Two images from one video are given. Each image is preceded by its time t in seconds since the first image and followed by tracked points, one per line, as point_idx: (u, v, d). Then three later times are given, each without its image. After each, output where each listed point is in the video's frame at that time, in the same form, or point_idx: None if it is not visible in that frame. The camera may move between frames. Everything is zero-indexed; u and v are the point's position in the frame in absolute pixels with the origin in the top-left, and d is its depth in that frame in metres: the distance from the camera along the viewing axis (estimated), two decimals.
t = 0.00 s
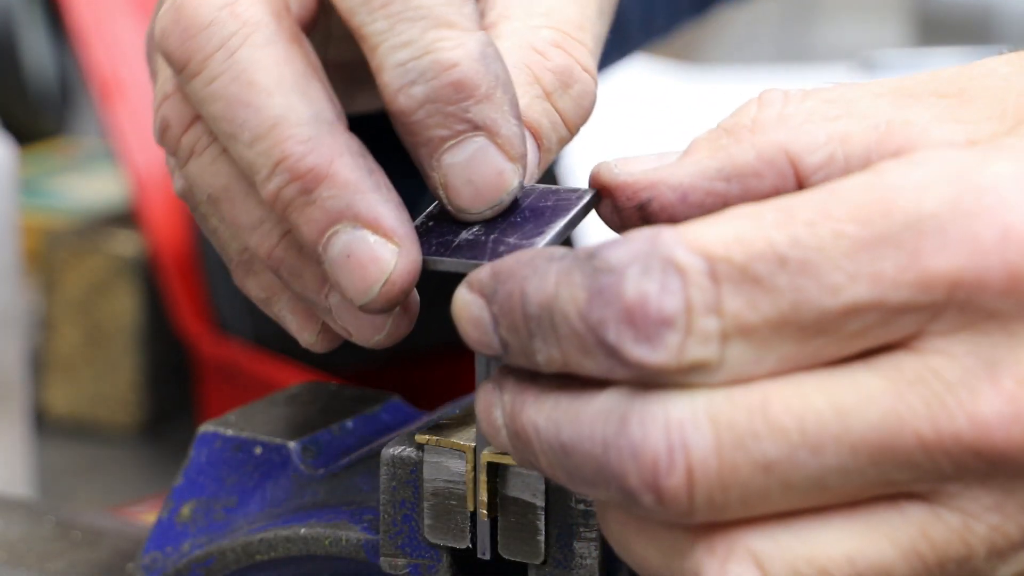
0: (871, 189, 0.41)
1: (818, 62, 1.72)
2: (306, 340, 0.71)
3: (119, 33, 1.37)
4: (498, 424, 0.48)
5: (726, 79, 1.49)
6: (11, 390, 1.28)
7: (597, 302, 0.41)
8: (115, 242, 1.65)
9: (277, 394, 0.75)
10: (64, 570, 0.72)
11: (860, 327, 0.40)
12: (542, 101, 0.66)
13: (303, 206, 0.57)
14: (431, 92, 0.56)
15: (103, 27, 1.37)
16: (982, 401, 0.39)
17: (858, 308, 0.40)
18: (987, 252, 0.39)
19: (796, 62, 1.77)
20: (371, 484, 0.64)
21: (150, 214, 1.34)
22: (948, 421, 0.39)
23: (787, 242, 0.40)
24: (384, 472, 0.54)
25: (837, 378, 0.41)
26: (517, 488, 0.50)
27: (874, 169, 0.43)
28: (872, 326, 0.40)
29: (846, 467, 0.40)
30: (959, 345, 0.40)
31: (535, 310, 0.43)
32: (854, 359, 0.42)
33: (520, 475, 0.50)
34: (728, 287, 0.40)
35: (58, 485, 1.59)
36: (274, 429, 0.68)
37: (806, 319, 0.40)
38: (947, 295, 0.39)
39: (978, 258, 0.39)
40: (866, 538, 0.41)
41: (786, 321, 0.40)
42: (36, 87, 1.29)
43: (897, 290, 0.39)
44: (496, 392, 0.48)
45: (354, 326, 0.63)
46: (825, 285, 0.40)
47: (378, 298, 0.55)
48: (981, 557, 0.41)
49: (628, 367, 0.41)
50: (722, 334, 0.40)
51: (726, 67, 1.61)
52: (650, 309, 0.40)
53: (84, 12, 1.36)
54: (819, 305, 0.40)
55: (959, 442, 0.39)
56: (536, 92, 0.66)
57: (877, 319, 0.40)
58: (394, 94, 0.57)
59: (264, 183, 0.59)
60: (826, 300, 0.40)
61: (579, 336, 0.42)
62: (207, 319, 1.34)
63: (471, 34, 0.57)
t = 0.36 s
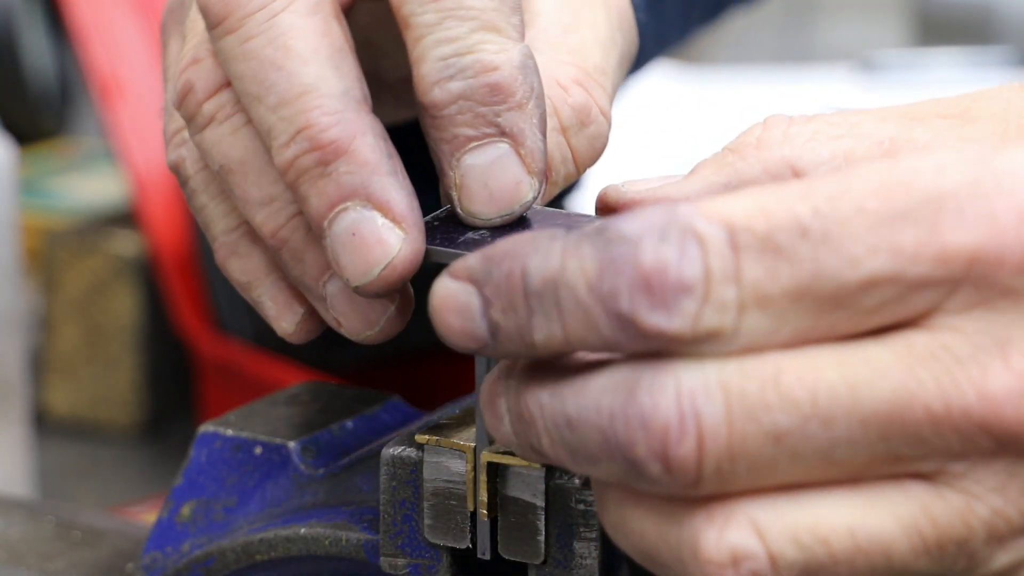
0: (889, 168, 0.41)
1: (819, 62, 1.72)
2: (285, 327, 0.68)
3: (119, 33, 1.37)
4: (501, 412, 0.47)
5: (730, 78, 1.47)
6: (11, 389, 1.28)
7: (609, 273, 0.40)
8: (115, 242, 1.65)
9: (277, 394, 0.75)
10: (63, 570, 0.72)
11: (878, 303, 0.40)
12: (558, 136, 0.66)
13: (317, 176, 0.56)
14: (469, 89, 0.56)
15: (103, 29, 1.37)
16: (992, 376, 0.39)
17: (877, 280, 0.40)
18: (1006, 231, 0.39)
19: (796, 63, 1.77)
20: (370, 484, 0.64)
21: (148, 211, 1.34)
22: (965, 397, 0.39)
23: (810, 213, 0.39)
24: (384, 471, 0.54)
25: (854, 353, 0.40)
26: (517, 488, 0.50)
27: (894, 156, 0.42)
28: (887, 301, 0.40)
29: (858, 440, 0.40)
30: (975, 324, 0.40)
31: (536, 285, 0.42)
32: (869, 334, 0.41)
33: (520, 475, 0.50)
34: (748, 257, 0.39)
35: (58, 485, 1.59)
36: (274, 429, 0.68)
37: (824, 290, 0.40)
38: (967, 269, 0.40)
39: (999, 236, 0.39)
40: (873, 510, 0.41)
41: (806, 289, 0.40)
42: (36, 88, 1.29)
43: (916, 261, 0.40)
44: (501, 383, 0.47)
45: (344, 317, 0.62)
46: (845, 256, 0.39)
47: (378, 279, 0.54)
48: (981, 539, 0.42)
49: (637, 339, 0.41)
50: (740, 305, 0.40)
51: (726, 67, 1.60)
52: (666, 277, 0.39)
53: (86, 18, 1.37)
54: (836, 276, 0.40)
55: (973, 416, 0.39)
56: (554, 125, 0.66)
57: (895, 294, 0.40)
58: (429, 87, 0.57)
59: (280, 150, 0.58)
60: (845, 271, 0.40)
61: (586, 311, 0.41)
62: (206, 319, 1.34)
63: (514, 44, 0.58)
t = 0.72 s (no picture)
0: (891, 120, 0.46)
1: (821, 61, 1.72)
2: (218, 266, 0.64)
3: (118, 34, 1.37)
4: (508, 389, 0.49)
5: (741, 80, 1.46)
6: (10, 388, 1.27)
7: (624, 223, 0.44)
8: (115, 241, 1.66)
9: (277, 394, 0.75)
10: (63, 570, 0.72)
11: (892, 238, 0.45)
12: (582, 101, 0.67)
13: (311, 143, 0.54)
14: (464, 100, 0.55)
15: (102, 28, 1.37)
16: (998, 305, 0.44)
17: (887, 217, 0.44)
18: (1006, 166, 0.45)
19: (798, 63, 1.77)
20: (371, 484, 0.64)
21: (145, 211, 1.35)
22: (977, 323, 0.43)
23: (821, 155, 0.45)
24: (384, 472, 0.54)
25: (865, 287, 0.45)
26: (517, 488, 0.50)
27: (897, 108, 0.48)
28: (895, 239, 0.45)
29: (868, 370, 0.44)
30: (982, 258, 0.45)
31: (550, 244, 0.46)
32: (878, 275, 0.46)
33: (521, 475, 0.50)
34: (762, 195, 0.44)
35: (58, 485, 1.59)
36: (274, 429, 0.68)
37: (838, 226, 0.44)
38: (976, 203, 0.45)
39: (1002, 170, 0.45)
40: (879, 446, 0.44)
41: (819, 226, 0.44)
42: (36, 86, 1.29)
43: (924, 197, 0.44)
44: (509, 367, 0.49)
45: (302, 253, 0.58)
46: (858, 193, 0.44)
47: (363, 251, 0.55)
48: (982, 480, 0.45)
49: (654, 285, 0.45)
50: (755, 241, 0.44)
51: (732, 67, 1.60)
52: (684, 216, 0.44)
53: (84, 13, 1.36)
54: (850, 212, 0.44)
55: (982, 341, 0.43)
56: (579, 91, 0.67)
57: (904, 232, 0.45)
58: (426, 96, 0.55)
59: (276, 110, 0.55)
60: (860, 209, 0.44)
61: (602, 264, 0.45)
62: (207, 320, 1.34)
63: (512, 50, 0.56)
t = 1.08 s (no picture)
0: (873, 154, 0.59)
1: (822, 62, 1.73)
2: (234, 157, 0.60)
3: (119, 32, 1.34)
4: (511, 390, 0.49)
5: (742, 80, 1.45)
6: (10, 388, 1.27)
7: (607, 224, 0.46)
8: (116, 241, 1.67)
9: (280, 394, 0.75)
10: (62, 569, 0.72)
11: (896, 233, 0.58)
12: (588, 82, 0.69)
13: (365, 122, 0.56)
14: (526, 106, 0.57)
15: (104, 26, 1.33)
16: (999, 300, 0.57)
17: (890, 214, 0.58)
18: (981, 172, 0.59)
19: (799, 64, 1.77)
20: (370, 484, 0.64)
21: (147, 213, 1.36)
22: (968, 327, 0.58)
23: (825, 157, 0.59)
24: (385, 471, 0.52)
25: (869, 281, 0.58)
26: (517, 487, 0.48)
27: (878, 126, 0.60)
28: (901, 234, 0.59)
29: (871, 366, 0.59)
30: (983, 248, 0.59)
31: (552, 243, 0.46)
32: (880, 269, 0.59)
33: (521, 475, 0.48)
34: (768, 190, 0.58)
35: (58, 485, 1.59)
36: (274, 429, 0.68)
37: (843, 221, 0.58)
38: (978, 199, 0.59)
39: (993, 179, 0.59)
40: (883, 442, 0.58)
41: (823, 221, 0.58)
42: (37, 87, 1.29)
43: (929, 192, 0.59)
44: (510, 366, 0.48)
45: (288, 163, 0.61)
46: (861, 190, 0.58)
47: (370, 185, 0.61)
48: (980, 476, 0.58)
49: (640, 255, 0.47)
50: (758, 234, 0.58)
51: (734, 66, 1.60)
52: (690, 209, 0.58)
53: (84, 12, 1.32)
54: (858, 200, 0.58)
55: (987, 331, 0.58)
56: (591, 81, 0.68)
57: (909, 226, 0.59)
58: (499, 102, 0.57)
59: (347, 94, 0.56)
60: (865, 203, 0.58)
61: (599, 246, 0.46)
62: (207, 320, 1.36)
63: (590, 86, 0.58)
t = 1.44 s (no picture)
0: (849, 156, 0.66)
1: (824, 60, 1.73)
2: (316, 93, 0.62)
3: (119, 34, 1.35)
4: (510, 389, 0.49)
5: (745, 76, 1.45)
6: (11, 388, 1.27)
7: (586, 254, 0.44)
8: (115, 241, 1.67)
9: (281, 394, 0.75)
10: (63, 570, 0.72)
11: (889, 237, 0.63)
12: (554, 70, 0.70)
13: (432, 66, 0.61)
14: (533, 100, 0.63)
15: (103, 27, 1.34)
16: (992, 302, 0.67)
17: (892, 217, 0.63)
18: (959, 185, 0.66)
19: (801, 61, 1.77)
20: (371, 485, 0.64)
21: (146, 213, 1.35)
22: (964, 346, 0.68)
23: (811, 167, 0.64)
24: (384, 471, 0.53)
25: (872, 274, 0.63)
26: (517, 487, 0.48)
27: (845, 139, 0.67)
28: (895, 237, 0.64)
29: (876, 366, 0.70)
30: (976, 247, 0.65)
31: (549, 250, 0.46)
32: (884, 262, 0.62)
33: (521, 475, 0.48)
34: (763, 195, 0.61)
35: (59, 484, 1.59)
36: (275, 429, 0.68)
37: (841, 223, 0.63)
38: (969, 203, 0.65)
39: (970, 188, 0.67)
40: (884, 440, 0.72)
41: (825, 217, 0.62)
42: (37, 87, 1.29)
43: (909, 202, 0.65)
44: (510, 365, 0.48)
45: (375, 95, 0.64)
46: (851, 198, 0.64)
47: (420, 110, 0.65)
48: (978, 479, 0.70)
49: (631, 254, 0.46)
50: (757, 234, 0.61)
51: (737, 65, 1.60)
52: (689, 209, 0.59)
53: (84, 14, 1.33)
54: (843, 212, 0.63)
55: (988, 332, 0.66)
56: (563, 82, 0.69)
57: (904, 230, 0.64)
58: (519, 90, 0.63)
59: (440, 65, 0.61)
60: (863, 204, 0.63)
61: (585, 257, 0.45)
62: (206, 321, 1.36)
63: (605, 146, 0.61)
